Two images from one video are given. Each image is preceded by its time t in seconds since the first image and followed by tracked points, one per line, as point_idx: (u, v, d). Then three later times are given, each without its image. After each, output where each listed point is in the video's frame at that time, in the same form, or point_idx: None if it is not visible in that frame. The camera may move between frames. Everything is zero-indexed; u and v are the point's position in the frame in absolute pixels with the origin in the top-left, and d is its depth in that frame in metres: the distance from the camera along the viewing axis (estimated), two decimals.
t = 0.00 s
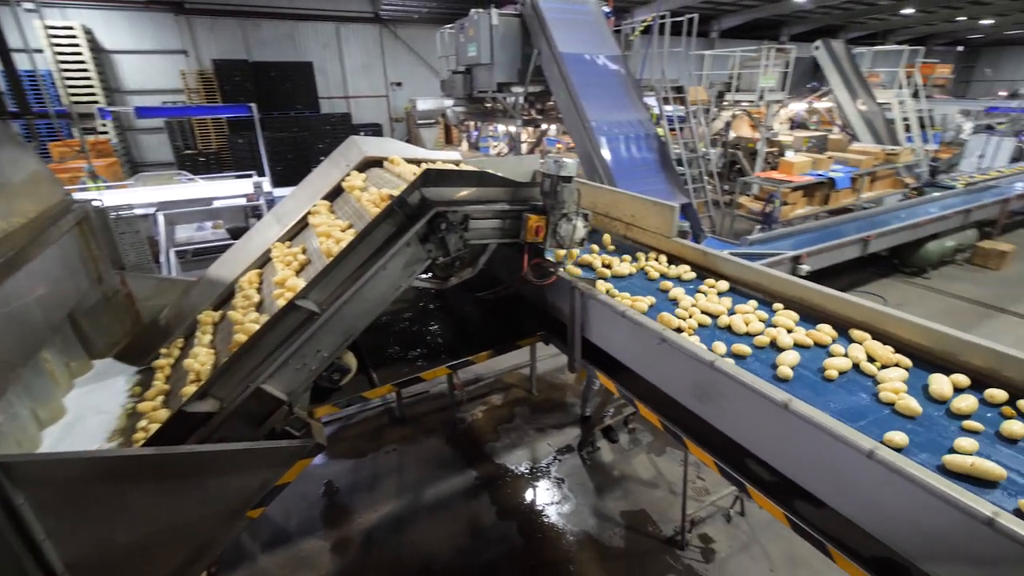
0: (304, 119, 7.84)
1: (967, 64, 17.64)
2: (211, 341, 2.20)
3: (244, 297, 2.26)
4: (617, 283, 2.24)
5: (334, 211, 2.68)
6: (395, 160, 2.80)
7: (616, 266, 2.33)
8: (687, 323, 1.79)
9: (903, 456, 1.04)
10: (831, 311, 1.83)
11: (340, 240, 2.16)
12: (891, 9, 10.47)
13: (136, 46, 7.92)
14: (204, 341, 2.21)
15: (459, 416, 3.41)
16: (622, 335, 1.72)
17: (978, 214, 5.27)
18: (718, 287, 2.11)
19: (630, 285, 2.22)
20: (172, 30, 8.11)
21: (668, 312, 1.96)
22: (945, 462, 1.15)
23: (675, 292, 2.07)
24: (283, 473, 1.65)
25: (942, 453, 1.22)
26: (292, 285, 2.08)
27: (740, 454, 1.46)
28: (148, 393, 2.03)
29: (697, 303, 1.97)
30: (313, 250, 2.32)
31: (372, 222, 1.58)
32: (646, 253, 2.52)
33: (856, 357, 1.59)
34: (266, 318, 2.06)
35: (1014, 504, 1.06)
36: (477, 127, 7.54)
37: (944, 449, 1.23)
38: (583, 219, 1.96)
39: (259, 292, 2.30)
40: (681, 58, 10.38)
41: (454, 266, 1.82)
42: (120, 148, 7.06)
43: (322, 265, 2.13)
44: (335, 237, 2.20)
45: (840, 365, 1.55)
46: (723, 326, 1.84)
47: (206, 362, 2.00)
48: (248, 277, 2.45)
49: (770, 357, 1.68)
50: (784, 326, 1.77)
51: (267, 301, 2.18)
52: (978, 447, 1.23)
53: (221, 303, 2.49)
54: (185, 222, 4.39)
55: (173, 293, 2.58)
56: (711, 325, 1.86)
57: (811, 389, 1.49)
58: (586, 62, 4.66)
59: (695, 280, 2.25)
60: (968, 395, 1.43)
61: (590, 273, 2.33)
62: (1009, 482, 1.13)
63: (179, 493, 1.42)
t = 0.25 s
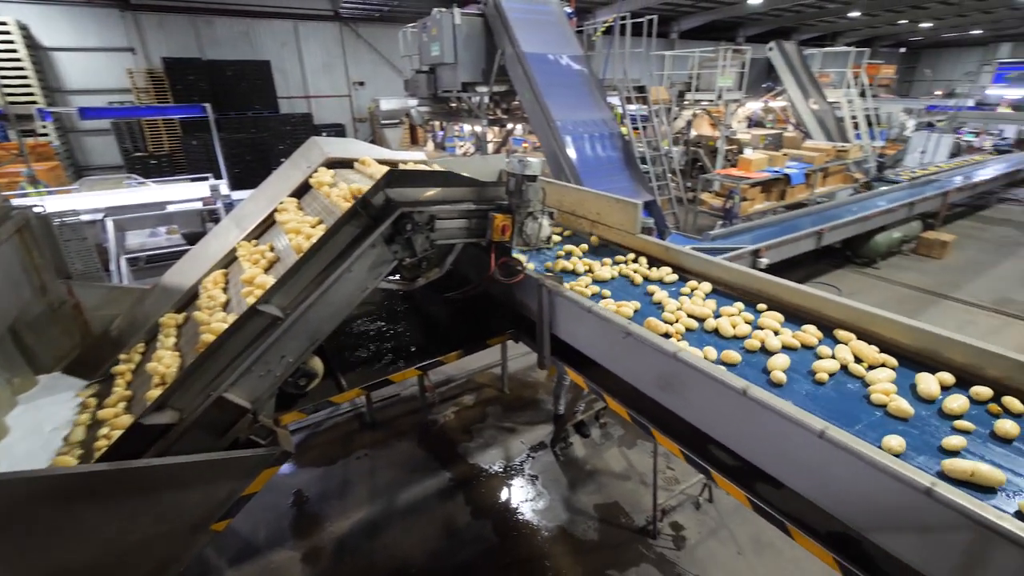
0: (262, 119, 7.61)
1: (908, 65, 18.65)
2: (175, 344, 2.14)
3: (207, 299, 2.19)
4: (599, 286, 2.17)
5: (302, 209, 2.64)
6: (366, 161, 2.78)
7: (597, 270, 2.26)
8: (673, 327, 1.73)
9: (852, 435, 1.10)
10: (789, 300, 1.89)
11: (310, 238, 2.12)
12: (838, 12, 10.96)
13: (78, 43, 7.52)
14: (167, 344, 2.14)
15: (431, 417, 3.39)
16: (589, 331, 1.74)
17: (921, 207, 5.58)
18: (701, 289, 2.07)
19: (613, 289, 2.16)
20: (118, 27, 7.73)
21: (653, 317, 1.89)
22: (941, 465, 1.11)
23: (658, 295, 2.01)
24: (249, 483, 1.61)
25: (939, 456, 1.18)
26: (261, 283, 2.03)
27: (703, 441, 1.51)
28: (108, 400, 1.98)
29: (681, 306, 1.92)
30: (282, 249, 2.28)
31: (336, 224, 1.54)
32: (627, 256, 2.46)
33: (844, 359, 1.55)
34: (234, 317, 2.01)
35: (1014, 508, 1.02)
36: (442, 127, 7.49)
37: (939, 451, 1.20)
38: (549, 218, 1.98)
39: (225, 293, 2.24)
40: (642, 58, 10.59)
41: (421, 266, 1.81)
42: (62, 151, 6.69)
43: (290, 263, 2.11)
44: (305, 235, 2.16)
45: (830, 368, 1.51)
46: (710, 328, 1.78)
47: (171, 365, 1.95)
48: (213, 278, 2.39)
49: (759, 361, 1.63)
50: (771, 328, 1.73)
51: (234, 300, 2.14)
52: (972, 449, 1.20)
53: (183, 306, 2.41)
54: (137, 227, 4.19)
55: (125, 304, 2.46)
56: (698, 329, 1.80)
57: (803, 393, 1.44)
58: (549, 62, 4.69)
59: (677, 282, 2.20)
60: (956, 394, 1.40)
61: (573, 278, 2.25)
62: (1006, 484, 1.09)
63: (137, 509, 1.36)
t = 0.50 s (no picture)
0: (215, 120, 7.33)
1: (853, 66, 19.64)
2: (135, 349, 2.04)
3: (168, 301, 2.08)
4: (582, 292, 2.12)
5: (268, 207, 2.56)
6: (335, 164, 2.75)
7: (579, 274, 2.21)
8: (663, 332, 1.69)
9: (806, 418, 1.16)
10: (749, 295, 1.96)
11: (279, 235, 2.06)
12: (787, 14, 11.43)
13: (9, 40, 7.05)
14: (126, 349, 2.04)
15: (402, 422, 3.35)
16: (557, 327, 1.76)
17: (867, 201, 5.89)
18: (685, 291, 2.05)
19: (596, 294, 2.11)
20: (53, 23, 7.30)
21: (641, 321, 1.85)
22: (943, 466, 1.10)
23: (643, 299, 1.98)
24: (214, 498, 1.56)
25: (939, 457, 1.17)
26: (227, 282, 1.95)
27: (669, 431, 1.55)
28: (63, 410, 1.87)
29: (667, 309, 1.89)
30: (248, 246, 2.20)
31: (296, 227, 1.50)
32: (607, 260, 2.42)
33: (833, 360, 1.55)
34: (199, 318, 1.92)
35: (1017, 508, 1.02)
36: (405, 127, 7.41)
37: (936, 451, 1.20)
38: (514, 217, 1.99)
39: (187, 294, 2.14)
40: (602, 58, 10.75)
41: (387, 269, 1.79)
42: None
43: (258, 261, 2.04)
44: (274, 232, 2.09)
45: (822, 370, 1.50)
46: (698, 332, 1.75)
47: (133, 369, 1.85)
48: (173, 279, 2.29)
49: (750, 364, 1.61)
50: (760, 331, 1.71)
51: (198, 302, 2.05)
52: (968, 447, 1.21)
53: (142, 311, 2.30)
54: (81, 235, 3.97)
55: (71, 316, 2.37)
56: (686, 333, 1.77)
57: (798, 397, 1.42)
58: (512, 62, 4.70)
59: (660, 286, 2.18)
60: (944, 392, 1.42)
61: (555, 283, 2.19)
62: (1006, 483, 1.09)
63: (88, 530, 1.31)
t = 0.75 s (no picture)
0: (164, 122, 7.02)
1: (804, 66, 20.47)
2: (91, 355, 1.93)
3: (125, 306, 1.99)
4: (569, 298, 2.07)
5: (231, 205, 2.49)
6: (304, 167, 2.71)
7: (564, 280, 2.16)
8: (655, 339, 1.66)
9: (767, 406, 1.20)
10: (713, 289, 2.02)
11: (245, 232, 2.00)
12: (740, 16, 11.81)
13: None
14: (80, 356, 1.92)
15: (372, 427, 3.29)
16: (526, 326, 1.77)
17: (820, 195, 6.15)
18: (672, 294, 2.02)
19: (583, 300, 2.06)
20: None
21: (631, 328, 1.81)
22: (947, 469, 1.10)
23: (632, 304, 1.94)
24: (174, 515, 1.51)
25: (943, 459, 1.17)
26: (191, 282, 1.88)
27: (638, 424, 1.58)
28: (12, 423, 1.75)
29: (656, 314, 1.86)
30: (212, 245, 2.13)
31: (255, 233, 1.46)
32: (590, 265, 2.38)
33: (825, 361, 1.55)
34: (161, 321, 1.85)
35: None
36: (367, 128, 7.29)
37: (937, 452, 1.20)
38: (480, 218, 1.99)
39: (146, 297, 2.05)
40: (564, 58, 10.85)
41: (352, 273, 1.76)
42: None
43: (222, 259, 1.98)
44: (239, 229, 2.03)
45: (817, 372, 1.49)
46: (689, 337, 1.73)
47: (90, 376, 1.75)
48: (131, 283, 2.19)
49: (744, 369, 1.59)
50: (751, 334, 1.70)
51: (159, 304, 1.97)
52: (965, 445, 1.22)
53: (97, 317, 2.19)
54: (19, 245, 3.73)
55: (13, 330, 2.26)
56: (678, 337, 1.74)
57: (797, 402, 1.41)
58: (474, 62, 4.68)
59: (646, 288, 2.15)
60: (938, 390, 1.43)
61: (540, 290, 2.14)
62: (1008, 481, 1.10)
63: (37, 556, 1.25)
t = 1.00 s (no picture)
0: (111, 123, 6.68)
1: (760, 66, 21.19)
2: (44, 363, 1.81)
3: (80, 310, 1.88)
4: (558, 305, 2.02)
5: (190, 204, 2.39)
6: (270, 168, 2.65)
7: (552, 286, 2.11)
8: (650, 346, 1.63)
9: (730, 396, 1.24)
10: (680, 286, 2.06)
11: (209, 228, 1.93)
12: (699, 18, 12.12)
13: None
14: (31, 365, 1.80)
15: (342, 434, 3.22)
16: (495, 325, 1.76)
17: (778, 191, 6.36)
18: (662, 297, 1.99)
19: (573, 306, 2.01)
20: None
21: (624, 335, 1.78)
22: (955, 472, 1.10)
23: (623, 309, 1.91)
24: (132, 535, 1.45)
25: (948, 461, 1.18)
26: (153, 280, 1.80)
27: (608, 418, 1.60)
28: None
29: (648, 319, 1.83)
30: (174, 244, 2.05)
31: (212, 238, 1.40)
32: (577, 268, 2.34)
33: (821, 363, 1.55)
34: (121, 323, 1.76)
35: None
36: (329, 129, 7.15)
37: (942, 454, 1.20)
38: (447, 218, 1.98)
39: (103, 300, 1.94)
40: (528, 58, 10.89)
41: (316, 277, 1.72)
42: None
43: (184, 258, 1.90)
44: (203, 226, 1.96)
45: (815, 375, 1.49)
46: (684, 343, 1.71)
47: (44, 384, 1.64)
48: (85, 287, 2.08)
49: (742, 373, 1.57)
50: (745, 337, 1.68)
51: (118, 306, 1.87)
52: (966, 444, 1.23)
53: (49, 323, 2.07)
54: None
55: None
56: (673, 343, 1.71)
57: (798, 407, 1.39)
58: (438, 62, 4.64)
59: (635, 292, 2.11)
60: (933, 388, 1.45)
61: (527, 297, 2.08)
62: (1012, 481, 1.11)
63: None
